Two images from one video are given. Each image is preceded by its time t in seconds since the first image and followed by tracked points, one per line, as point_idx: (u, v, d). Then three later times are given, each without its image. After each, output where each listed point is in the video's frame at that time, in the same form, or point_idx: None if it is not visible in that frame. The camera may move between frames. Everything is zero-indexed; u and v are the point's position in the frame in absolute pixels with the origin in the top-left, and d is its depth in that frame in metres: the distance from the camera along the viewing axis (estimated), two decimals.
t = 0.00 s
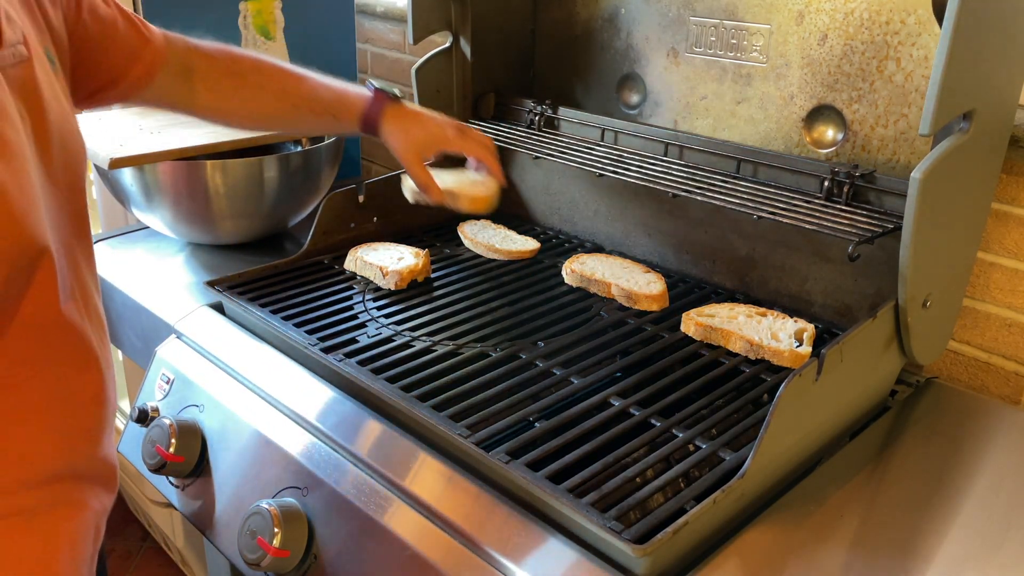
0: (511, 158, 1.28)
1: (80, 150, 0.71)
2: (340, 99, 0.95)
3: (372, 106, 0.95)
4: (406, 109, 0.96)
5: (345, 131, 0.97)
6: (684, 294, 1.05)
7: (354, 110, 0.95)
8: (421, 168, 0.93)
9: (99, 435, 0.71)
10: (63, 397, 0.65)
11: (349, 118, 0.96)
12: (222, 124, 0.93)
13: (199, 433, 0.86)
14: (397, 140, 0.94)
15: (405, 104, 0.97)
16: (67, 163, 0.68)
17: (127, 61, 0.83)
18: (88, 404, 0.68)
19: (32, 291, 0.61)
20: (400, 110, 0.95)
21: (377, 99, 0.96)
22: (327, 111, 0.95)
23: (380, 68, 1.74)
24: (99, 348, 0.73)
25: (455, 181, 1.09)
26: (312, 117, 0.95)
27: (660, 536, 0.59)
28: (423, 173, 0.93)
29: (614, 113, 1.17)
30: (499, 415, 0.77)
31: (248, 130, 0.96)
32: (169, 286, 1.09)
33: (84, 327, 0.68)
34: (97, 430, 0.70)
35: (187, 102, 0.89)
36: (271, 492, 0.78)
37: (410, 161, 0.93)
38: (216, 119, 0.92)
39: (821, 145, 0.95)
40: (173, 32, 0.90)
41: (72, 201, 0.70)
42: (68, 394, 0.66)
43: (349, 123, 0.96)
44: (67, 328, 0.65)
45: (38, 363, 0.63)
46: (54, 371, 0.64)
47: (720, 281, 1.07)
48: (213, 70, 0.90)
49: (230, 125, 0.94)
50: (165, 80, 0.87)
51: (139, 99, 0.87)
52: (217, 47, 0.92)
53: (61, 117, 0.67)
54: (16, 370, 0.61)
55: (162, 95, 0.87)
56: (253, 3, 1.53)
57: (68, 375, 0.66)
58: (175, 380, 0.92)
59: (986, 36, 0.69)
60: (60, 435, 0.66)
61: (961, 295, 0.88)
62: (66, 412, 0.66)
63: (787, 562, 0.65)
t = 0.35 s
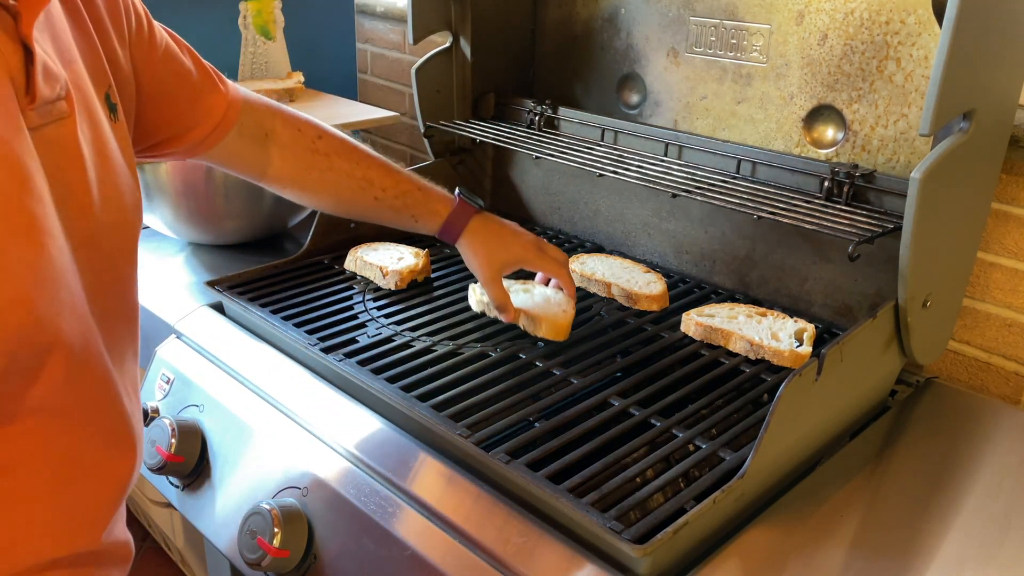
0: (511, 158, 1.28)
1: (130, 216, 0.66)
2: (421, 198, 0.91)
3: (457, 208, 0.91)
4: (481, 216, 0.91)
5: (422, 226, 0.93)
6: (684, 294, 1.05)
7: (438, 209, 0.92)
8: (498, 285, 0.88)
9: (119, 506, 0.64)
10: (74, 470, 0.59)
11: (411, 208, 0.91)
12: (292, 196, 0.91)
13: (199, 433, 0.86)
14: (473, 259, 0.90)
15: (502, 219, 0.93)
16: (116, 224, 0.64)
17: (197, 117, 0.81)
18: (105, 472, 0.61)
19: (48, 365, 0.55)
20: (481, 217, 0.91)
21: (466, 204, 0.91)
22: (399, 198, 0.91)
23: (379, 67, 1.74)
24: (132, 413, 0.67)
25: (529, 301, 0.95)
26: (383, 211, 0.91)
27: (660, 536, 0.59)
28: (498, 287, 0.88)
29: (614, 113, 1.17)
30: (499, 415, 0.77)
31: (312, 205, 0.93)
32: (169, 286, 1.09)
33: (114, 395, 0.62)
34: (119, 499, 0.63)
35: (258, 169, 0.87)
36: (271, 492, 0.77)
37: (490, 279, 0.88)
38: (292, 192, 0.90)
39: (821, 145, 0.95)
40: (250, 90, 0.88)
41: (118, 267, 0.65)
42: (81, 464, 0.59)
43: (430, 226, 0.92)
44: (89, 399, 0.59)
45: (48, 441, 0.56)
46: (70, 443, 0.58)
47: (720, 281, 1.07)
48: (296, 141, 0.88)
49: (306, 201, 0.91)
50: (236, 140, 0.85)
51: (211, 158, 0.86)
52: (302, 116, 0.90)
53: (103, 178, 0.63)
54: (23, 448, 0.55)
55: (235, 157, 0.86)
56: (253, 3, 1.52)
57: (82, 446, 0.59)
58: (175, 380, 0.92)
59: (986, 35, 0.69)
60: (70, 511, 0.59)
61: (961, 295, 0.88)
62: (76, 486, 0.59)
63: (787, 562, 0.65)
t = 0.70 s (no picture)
0: (511, 158, 1.28)
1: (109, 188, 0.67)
2: (348, 148, 0.92)
3: (387, 154, 0.92)
4: (398, 152, 0.92)
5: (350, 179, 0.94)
6: (684, 294, 1.05)
7: (362, 156, 0.92)
8: (437, 220, 0.91)
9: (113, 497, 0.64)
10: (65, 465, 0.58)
11: (340, 159, 0.92)
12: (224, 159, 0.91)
13: (199, 433, 0.86)
14: (404, 193, 0.92)
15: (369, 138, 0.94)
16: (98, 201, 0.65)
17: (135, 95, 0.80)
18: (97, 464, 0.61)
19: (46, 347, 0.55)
20: (402, 151, 0.93)
21: (391, 147, 0.93)
22: (335, 149, 0.91)
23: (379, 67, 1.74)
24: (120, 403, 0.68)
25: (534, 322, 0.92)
26: (318, 163, 0.91)
27: (660, 535, 0.59)
28: (435, 222, 0.91)
29: (614, 113, 1.17)
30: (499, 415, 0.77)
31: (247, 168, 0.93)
32: (169, 287, 1.09)
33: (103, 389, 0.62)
34: (107, 495, 0.63)
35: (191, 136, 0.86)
36: (271, 492, 0.77)
37: (424, 202, 0.92)
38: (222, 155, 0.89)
39: (821, 145, 0.95)
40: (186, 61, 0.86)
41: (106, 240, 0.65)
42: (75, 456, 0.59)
43: (358, 173, 0.93)
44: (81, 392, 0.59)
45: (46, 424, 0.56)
46: (69, 427, 0.58)
47: (719, 280, 1.07)
48: (224, 103, 0.87)
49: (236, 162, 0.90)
50: (177, 116, 0.84)
51: (152, 131, 0.84)
52: (228, 78, 0.88)
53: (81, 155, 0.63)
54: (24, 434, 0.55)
55: (167, 129, 0.84)
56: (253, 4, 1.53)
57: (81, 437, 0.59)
58: (175, 380, 0.92)
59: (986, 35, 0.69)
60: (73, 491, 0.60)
61: (961, 295, 0.88)
62: (76, 477, 0.59)
63: (787, 562, 0.65)
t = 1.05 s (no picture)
0: (510, 158, 1.28)
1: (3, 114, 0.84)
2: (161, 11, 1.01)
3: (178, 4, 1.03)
4: None
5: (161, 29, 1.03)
6: (684, 294, 1.05)
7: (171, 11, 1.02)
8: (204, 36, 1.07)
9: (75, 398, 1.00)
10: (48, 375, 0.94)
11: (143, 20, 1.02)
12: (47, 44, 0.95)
13: (199, 433, 0.86)
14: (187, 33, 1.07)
15: None
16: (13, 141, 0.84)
17: None
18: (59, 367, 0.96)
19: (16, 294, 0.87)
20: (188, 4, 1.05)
21: None
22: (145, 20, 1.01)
23: (380, 67, 1.75)
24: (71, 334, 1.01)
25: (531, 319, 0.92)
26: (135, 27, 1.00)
27: (659, 536, 0.59)
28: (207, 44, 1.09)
29: (614, 113, 1.17)
30: (500, 415, 0.77)
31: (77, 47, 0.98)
32: (169, 287, 1.09)
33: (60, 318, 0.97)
34: (65, 394, 0.97)
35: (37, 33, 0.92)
36: (271, 492, 0.78)
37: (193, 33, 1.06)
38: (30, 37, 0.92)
39: (821, 145, 0.95)
40: None
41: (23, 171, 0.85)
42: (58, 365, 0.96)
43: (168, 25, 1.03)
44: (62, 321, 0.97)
45: (45, 336, 0.94)
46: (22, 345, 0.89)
47: (720, 280, 1.07)
48: None
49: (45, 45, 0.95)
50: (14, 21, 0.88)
51: None
52: None
53: None
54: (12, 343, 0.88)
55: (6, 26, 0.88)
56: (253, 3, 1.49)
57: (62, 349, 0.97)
58: (175, 380, 0.92)
59: (985, 35, 0.69)
60: (72, 391, 0.99)
61: (961, 295, 0.88)
62: (66, 376, 0.97)
63: (787, 562, 0.65)
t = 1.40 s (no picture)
0: (510, 158, 1.28)
1: None
2: (174, 38, 1.07)
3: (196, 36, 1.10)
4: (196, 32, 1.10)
5: (177, 59, 1.09)
6: (684, 294, 1.05)
7: (185, 44, 1.09)
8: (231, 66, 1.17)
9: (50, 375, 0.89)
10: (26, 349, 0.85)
11: (171, 48, 1.07)
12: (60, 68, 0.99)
13: (199, 433, 0.86)
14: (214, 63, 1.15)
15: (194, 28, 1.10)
16: None
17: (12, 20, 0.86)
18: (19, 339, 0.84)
19: None
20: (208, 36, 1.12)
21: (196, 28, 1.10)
22: (164, 46, 1.07)
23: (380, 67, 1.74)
24: (50, 306, 0.92)
25: (530, 318, 0.93)
26: (149, 55, 1.06)
27: (659, 535, 0.59)
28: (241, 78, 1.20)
29: (614, 113, 1.17)
30: (499, 415, 0.77)
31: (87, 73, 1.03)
32: (169, 286, 1.09)
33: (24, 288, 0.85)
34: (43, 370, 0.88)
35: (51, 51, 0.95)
36: (271, 492, 0.78)
37: (226, 72, 1.18)
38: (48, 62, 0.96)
39: (821, 145, 0.95)
40: None
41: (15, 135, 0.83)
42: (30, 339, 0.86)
43: (184, 56, 1.09)
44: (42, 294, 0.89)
45: (27, 300, 0.85)
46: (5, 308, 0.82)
47: (719, 280, 1.07)
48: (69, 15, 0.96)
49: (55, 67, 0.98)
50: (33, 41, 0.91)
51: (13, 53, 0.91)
52: None
53: None
54: None
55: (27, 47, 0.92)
56: (253, 3, 1.48)
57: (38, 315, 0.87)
58: (175, 380, 0.92)
59: (986, 34, 0.69)
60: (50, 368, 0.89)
61: (962, 294, 0.88)
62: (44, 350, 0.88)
63: (787, 562, 0.65)
